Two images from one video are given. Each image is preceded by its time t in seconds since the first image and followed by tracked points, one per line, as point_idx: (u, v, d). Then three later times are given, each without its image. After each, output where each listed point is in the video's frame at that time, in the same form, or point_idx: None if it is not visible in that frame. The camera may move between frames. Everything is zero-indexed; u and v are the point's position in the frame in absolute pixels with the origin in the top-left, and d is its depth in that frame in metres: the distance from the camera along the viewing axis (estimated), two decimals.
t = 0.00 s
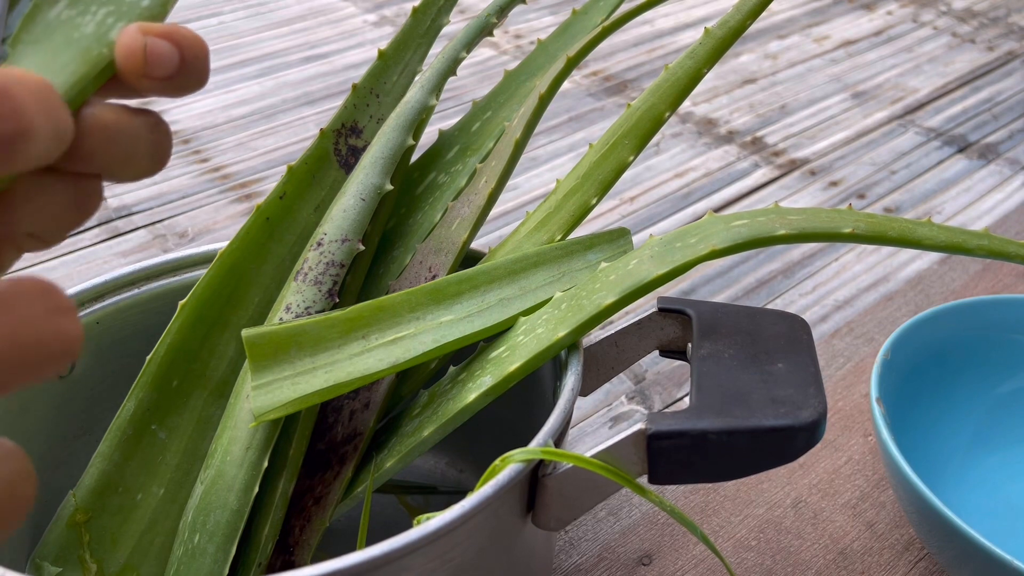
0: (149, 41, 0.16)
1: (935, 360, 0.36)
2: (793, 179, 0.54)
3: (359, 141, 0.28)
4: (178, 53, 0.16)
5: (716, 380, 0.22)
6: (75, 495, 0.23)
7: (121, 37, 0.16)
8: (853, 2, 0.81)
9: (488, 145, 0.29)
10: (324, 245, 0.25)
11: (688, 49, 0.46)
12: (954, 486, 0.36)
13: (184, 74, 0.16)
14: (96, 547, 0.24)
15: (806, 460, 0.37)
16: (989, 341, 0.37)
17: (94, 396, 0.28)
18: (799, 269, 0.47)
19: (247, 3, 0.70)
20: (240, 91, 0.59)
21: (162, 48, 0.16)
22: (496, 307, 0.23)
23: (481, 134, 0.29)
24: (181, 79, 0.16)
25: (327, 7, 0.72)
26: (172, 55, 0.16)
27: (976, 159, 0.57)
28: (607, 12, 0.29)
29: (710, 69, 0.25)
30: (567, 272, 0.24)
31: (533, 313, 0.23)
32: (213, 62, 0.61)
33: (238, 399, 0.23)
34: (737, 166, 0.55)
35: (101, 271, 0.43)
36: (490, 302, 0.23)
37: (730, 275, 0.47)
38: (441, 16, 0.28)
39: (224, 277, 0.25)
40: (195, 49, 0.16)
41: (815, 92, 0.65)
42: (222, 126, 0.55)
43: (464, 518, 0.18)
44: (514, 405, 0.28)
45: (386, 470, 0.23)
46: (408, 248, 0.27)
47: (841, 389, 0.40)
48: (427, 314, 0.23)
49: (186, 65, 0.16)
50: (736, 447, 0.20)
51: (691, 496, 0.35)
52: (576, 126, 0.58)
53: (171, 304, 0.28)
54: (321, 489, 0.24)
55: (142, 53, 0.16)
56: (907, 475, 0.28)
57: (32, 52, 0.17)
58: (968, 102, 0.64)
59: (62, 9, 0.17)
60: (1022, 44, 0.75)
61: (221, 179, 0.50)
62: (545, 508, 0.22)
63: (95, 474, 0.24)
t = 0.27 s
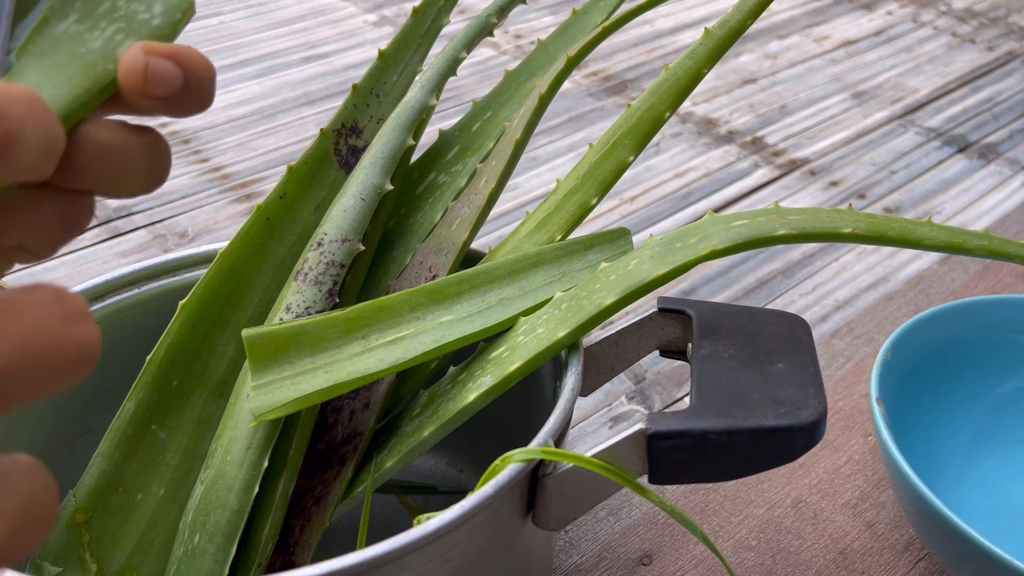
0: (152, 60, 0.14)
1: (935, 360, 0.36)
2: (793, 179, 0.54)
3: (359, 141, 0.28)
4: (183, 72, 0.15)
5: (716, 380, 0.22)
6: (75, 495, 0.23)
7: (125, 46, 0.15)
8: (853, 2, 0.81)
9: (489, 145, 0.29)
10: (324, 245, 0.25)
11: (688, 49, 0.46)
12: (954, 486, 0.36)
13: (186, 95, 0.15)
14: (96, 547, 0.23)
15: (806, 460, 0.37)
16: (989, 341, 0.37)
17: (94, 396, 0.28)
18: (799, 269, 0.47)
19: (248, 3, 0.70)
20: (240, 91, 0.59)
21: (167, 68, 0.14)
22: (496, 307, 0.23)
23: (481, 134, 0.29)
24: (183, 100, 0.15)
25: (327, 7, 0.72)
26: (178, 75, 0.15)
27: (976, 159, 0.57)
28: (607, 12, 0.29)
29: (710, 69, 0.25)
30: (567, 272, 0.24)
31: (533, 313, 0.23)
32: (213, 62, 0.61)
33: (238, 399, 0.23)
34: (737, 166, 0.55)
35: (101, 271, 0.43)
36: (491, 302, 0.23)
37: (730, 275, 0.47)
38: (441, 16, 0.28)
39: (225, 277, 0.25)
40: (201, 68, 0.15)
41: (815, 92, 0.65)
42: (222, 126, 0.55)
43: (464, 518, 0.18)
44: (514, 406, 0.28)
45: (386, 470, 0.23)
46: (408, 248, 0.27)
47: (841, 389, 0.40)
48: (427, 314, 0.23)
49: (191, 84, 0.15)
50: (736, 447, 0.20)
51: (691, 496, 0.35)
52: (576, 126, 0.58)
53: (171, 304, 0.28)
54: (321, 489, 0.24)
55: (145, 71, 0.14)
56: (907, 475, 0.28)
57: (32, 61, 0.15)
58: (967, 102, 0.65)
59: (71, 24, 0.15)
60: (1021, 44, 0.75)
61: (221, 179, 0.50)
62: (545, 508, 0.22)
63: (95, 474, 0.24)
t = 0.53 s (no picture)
0: (155, 95, 0.14)
1: (935, 360, 0.36)
2: (793, 179, 0.54)
3: (359, 141, 0.28)
4: (190, 113, 0.15)
5: (716, 380, 0.22)
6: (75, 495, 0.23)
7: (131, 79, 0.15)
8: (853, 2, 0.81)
9: (489, 145, 0.29)
10: (324, 245, 0.25)
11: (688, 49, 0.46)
12: (953, 485, 0.36)
13: (190, 134, 0.15)
14: (97, 547, 0.23)
15: (806, 460, 0.37)
16: (989, 342, 0.37)
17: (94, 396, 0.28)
18: (799, 269, 0.47)
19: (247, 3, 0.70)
20: (240, 91, 0.59)
21: (172, 103, 0.15)
22: (496, 307, 0.23)
23: (481, 134, 0.29)
24: (186, 137, 0.15)
25: (327, 7, 0.72)
26: (186, 114, 0.15)
27: (976, 159, 0.57)
28: (607, 12, 0.29)
29: (710, 69, 0.25)
30: (567, 272, 0.24)
31: (533, 313, 0.23)
32: (213, 62, 0.61)
33: (238, 399, 0.23)
34: (737, 166, 0.55)
35: (101, 271, 0.43)
36: (491, 302, 0.23)
37: (730, 275, 0.47)
38: (441, 16, 0.28)
39: (224, 277, 0.25)
40: (209, 109, 0.15)
41: (815, 92, 0.65)
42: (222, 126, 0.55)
43: (465, 518, 0.18)
44: (514, 406, 0.28)
45: (386, 470, 0.23)
46: (408, 248, 0.28)
47: (841, 389, 0.40)
48: (427, 314, 0.23)
49: (197, 125, 0.15)
50: (736, 446, 0.20)
51: (691, 496, 0.35)
52: (576, 126, 0.58)
53: (171, 304, 0.28)
54: (321, 489, 0.24)
55: (150, 104, 0.14)
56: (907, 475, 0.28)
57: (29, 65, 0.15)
58: (967, 102, 0.65)
59: (83, 52, 0.15)
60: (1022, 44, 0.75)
61: (221, 179, 0.50)
62: (546, 508, 0.22)
63: (95, 474, 0.24)
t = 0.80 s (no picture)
0: (124, 121, 0.15)
1: (935, 360, 0.36)
2: (793, 179, 0.54)
3: (359, 141, 0.28)
4: (170, 139, 0.16)
5: (716, 380, 0.22)
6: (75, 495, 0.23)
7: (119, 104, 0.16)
8: (852, 2, 0.81)
9: (489, 145, 0.29)
10: (325, 245, 0.25)
11: (688, 49, 0.46)
12: (953, 485, 0.36)
13: (178, 163, 0.16)
14: (97, 546, 0.23)
15: (806, 460, 0.37)
16: (989, 342, 0.37)
17: (94, 397, 0.28)
18: (800, 269, 0.47)
19: (248, 3, 0.70)
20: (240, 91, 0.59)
21: (150, 129, 0.15)
22: (496, 307, 0.23)
23: (481, 134, 0.29)
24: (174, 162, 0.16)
25: (327, 7, 0.72)
26: (166, 141, 0.16)
27: (976, 159, 0.57)
28: (607, 12, 0.29)
29: (710, 69, 0.25)
30: (567, 272, 0.24)
31: (533, 313, 0.23)
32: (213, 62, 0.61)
33: (238, 399, 0.23)
34: (737, 166, 0.55)
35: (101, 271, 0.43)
36: (490, 302, 0.23)
37: (730, 275, 0.47)
38: (441, 16, 0.28)
39: (224, 277, 0.25)
40: (194, 137, 0.16)
41: (815, 92, 0.65)
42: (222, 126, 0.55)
43: (464, 518, 0.18)
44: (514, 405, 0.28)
45: (386, 470, 0.23)
46: (408, 248, 0.27)
47: (841, 389, 0.40)
48: (427, 314, 0.23)
49: (181, 152, 0.16)
50: (736, 446, 0.20)
51: (691, 496, 0.35)
52: (576, 126, 0.58)
53: (172, 305, 0.28)
54: (321, 489, 0.24)
55: (119, 126, 0.15)
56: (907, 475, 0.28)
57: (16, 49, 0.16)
58: (967, 102, 0.65)
59: (87, 78, 0.17)
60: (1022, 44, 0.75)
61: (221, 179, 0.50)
62: (546, 508, 0.22)
63: (95, 474, 0.24)
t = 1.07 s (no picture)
0: (114, 153, 0.13)
1: (935, 360, 0.36)
2: (793, 180, 0.54)
3: (359, 141, 0.28)
4: (160, 177, 0.13)
5: (716, 380, 0.22)
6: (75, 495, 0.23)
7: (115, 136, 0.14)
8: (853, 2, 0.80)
9: (488, 145, 0.29)
10: (325, 245, 0.25)
11: (688, 49, 0.46)
12: (953, 485, 0.36)
13: (166, 201, 0.14)
14: (97, 546, 0.23)
15: (806, 460, 0.37)
16: (989, 342, 0.37)
17: (94, 397, 0.28)
18: (799, 269, 0.47)
19: (248, 3, 0.70)
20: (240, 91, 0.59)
21: (142, 164, 0.13)
22: (496, 307, 0.23)
23: (481, 134, 0.29)
24: (160, 205, 0.14)
25: (327, 7, 0.72)
26: (156, 177, 0.13)
27: (976, 159, 0.57)
28: (607, 12, 0.29)
29: (710, 69, 0.25)
30: (566, 272, 0.24)
31: (533, 313, 0.23)
32: (213, 62, 0.61)
33: (237, 399, 0.23)
34: (737, 166, 0.55)
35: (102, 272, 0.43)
36: (490, 302, 0.23)
37: (730, 275, 0.47)
38: (441, 16, 0.28)
39: (224, 278, 0.25)
40: (187, 174, 0.14)
41: (816, 92, 0.65)
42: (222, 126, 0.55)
43: (464, 518, 0.18)
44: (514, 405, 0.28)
45: (386, 470, 0.23)
46: (408, 247, 0.28)
47: (841, 389, 0.40)
48: (427, 314, 0.23)
49: (171, 192, 0.14)
50: (736, 446, 0.20)
51: (691, 496, 0.35)
52: (576, 126, 0.58)
53: (172, 306, 0.28)
54: (321, 489, 0.24)
55: (106, 160, 0.13)
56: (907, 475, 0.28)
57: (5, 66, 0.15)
58: (967, 102, 0.64)
59: (85, 103, 0.15)
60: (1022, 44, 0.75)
61: (221, 179, 0.50)
62: (546, 508, 0.22)
63: (95, 474, 0.23)
